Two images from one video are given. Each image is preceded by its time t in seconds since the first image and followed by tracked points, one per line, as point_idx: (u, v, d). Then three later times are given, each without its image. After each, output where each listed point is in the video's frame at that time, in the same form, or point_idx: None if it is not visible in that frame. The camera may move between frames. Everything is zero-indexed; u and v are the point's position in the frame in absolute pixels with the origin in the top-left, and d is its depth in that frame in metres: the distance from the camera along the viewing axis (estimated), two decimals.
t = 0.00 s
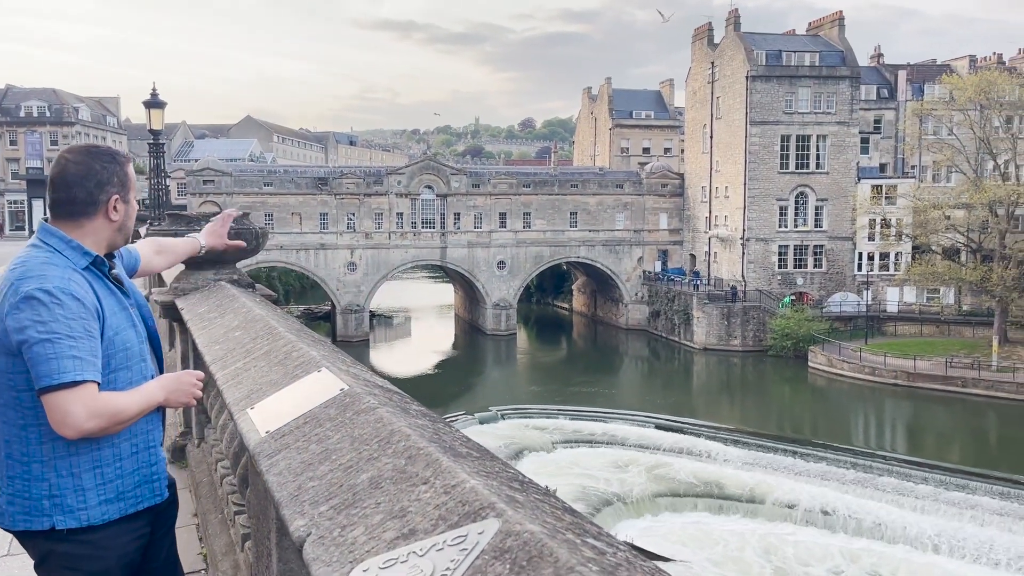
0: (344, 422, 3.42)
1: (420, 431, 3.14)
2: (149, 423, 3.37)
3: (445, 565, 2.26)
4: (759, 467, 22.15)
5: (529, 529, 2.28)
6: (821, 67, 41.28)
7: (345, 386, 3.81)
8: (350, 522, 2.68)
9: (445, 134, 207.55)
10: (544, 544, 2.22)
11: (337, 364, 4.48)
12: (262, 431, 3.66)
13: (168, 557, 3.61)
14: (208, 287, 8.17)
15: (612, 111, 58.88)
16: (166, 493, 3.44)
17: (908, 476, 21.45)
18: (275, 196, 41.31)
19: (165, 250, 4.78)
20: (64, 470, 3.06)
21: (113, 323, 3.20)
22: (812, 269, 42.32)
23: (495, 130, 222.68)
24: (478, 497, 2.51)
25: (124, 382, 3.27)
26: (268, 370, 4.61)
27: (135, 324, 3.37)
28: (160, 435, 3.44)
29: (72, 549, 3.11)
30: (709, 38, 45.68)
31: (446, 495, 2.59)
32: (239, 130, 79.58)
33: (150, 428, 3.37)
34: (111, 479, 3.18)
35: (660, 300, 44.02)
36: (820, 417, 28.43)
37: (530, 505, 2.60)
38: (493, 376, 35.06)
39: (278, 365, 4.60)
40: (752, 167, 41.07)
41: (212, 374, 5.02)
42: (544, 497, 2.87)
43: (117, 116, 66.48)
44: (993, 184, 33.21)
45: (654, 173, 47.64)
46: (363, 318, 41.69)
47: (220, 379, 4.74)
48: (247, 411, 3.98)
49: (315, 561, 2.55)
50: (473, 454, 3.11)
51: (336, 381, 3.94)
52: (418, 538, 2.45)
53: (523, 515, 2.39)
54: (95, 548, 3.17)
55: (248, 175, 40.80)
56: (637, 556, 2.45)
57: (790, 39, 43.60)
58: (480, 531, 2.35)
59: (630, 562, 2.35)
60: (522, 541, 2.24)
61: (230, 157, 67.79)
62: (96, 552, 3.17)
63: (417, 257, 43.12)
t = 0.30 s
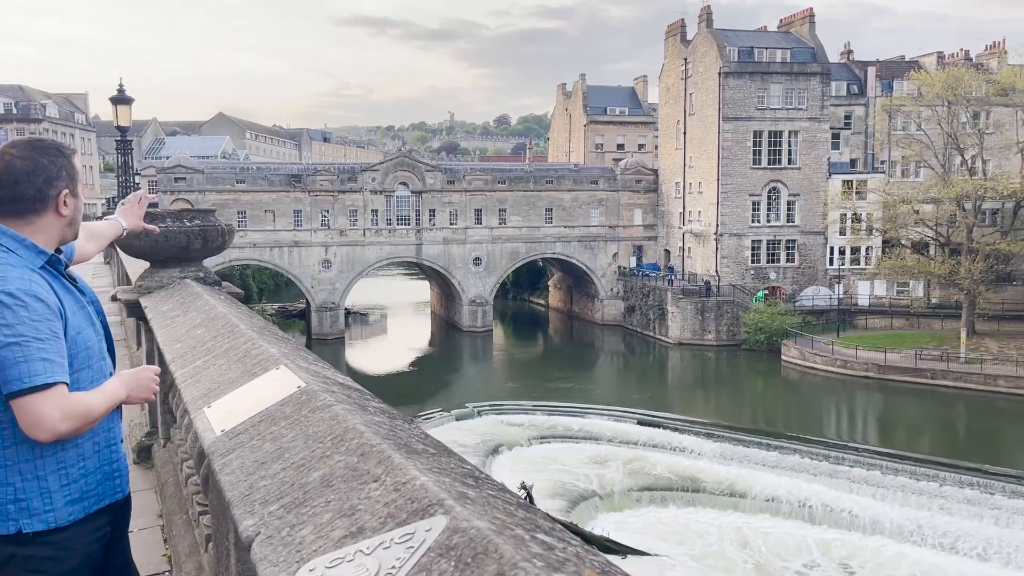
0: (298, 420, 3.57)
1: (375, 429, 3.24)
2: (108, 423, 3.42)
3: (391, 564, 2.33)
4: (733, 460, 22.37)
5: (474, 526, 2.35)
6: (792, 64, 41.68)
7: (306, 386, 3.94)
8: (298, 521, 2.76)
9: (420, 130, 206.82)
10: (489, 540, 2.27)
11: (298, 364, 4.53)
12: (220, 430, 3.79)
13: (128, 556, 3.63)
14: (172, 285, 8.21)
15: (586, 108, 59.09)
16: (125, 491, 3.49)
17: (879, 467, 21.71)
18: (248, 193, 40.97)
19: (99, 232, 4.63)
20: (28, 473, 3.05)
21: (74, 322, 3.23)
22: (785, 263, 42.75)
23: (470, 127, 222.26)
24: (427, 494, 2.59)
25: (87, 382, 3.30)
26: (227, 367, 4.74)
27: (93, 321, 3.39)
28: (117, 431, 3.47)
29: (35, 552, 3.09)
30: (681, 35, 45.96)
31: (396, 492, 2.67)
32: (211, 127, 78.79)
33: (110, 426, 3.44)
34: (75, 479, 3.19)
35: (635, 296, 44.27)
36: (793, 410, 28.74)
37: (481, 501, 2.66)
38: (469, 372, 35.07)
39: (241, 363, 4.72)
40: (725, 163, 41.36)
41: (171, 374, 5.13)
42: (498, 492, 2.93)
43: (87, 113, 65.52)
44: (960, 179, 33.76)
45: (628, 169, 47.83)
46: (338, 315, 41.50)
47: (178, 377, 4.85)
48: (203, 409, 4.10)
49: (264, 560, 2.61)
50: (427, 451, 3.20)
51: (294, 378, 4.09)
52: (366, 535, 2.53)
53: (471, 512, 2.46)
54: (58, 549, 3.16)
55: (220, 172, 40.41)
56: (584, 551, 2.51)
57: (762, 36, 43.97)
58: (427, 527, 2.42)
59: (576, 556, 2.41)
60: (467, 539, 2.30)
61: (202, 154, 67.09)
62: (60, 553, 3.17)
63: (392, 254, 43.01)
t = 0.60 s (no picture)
0: (241, 419, 3.74)
1: (320, 431, 3.30)
2: (44, 424, 3.31)
3: (328, 566, 2.37)
4: (699, 453, 22.54)
5: (414, 525, 2.38)
6: (753, 59, 42.06)
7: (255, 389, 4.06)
8: (236, 524, 2.83)
9: (384, 127, 205.55)
10: (427, 539, 2.30)
11: (249, 371, 4.53)
12: (163, 430, 4.01)
13: (72, 563, 3.57)
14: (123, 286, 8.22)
15: (550, 103, 59.20)
16: (66, 496, 3.39)
17: (841, 457, 22.02)
18: (208, 190, 40.39)
19: (43, 232, 4.49)
20: None
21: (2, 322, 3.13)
22: (748, 257, 43.17)
23: (435, 123, 221.45)
24: (367, 494, 2.64)
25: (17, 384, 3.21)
26: (173, 367, 5.01)
27: (24, 321, 3.30)
28: (57, 436, 3.37)
29: None
30: (644, 30, 46.18)
31: (336, 492, 2.73)
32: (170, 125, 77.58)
33: (45, 430, 3.30)
34: (6, 486, 3.13)
35: (601, 290, 44.49)
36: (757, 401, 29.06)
37: (425, 501, 2.68)
38: (436, 370, 34.96)
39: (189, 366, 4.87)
40: (688, 158, 41.68)
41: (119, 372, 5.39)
42: (445, 492, 2.95)
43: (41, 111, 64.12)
44: (917, 173, 34.37)
45: (592, 164, 47.99)
46: (302, 314, 41.12)
47: (125, 376, 5.12)
48: (146, 409, 4.34)
49: (197, 563, 2.68)
50: (372, 453, 3.24)
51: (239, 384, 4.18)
52: (304, 536, 2.58)
53: (412, 510, 2.49)
54: None
55: (179, 170, 39.80)
56: (530, 549, 2.53)
57: (723, 31, 44.33)
58: (365, 528, 2.46)
59: (520, 556, 2.42)
60: (406, 537, 2.33)
61: (163, 151, 66.04)
62: None
63: (357, 251, 42.71)
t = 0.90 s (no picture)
0: (179, 424, 4.24)
1: (280, 449, 3.62)
2: None
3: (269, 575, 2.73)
4: (657, 445, 22.76)
5: (355, 535, 2.74)
6: (706, 54, 42.44)
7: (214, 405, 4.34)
8: (168, 538, 3.22)
9: (337, 122, 203.23)
10: (368, 550, 2.66)
11: (220, 393, 4.69)
12: (94, 437, 4.49)
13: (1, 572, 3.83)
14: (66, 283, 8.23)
15: (506, 98, 59.12)
16: None
17: (796, 446, 22.37)
18: (158, 188, 39.59)
19: None
20: None
21: None
22: (703, 250, 43.61)
23: (390, 118, 219.83)
24: (311, 503, 3.02)
25: None
26: (108, 371, 5.48)
27: None
28: None
29: None
30: (599, 25, 46.36)
31: (275, 503, 3.12)
32: (118, 120, 75.73)
33: None
34: None
35: (559, 285, 44.68)
36: (714, 392, 29.43)
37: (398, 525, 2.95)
38: (395, 367, 34.74)
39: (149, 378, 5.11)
40: (643, 153, 42.01)
41: (57, 372, 5.81)
42: (412, 512, 3.22)
43: None
44: (866, 166, 35.03)
45: (549, 159, 48.02)
46: (257, 313, 40.61)
47: (63, 378, 5.57)
48: (80, 415, 4.82)
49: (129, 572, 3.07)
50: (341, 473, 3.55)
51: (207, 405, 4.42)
52: (241, 548, 2.97)
53: (355, 518, 2.87)
54: None
55: (128, 168, 38.94)
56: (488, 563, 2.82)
57: (676, 26, 44.68)
58: (305, 539, 2.83)
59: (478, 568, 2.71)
60: (349, 547, 2.68)
61: (109, 148, 64.48)
62: None
63: (313, 249, 42.27)
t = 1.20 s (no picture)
0: (121, 441, 5.12)
1: (245, 482, 4.18)
2: None
3: None
4: (613, 436, 22.90)
5: (307, 556, 3.38)
6: (656, 47, 42.74)
7: (183, 442, 4.84)
8: (106, 556, 3.92)
9: (285, 116, 200.23)
10: (319, 568, 3.30)
11: (193, 432, 5.07)
12: (24, 450, 5.43)
13: None
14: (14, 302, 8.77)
15: (457, 91, 58.88)
16: None
17: (748, 433, 22.64)
18: (101, 184, 38.58)
19: None
20: None
21: None
22: (655, 242, 43.93)
23: (339, 111, 217.08)
24: (259, 523, 3.72)
25: None
26: (42, 385, 6.45)
27: None
28: None
29: None
30: (549, 19, 46.41)
31: (224, 521, 3.85)
32: (56, 114, 73.31)
33: None
34: None
35: (514, 278, 44.79)
36: (667, 382, 29.81)
37: (357, 563, 3.40)
38: (349, 364, 34.37)
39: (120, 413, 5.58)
40: (595, 145, 42.21)
41: None
42: (369, 550, 3.67)
43: None
44: (813, 157, 35.67)
45: (502, 153, 47.92)
46: (207, 312, 39.89)
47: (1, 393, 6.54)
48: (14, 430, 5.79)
49: None
50: (309, 508, 4.01)
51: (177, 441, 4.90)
52: (189, 567, 3.64)
53: (305, 541, 3.51)
54: None
55: (69, 164, 37.91)
56: None
57: (626, 20, 44.91)
58: (257, 559, 3.47)
59: None
60: (304, 570, 3.28)
61: (48, 143, 62.50)
62: None
63: (262, 245, 41.63)
